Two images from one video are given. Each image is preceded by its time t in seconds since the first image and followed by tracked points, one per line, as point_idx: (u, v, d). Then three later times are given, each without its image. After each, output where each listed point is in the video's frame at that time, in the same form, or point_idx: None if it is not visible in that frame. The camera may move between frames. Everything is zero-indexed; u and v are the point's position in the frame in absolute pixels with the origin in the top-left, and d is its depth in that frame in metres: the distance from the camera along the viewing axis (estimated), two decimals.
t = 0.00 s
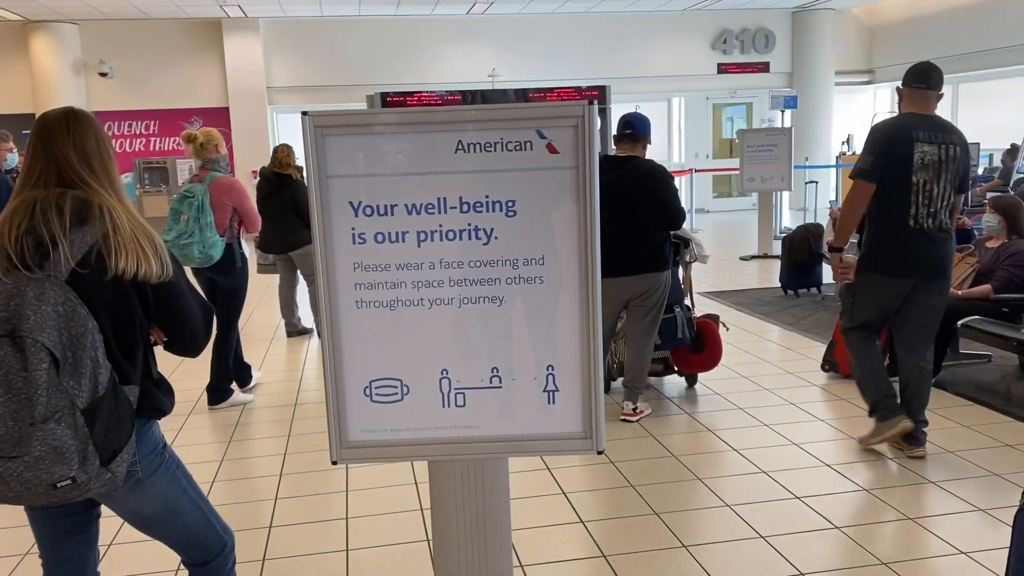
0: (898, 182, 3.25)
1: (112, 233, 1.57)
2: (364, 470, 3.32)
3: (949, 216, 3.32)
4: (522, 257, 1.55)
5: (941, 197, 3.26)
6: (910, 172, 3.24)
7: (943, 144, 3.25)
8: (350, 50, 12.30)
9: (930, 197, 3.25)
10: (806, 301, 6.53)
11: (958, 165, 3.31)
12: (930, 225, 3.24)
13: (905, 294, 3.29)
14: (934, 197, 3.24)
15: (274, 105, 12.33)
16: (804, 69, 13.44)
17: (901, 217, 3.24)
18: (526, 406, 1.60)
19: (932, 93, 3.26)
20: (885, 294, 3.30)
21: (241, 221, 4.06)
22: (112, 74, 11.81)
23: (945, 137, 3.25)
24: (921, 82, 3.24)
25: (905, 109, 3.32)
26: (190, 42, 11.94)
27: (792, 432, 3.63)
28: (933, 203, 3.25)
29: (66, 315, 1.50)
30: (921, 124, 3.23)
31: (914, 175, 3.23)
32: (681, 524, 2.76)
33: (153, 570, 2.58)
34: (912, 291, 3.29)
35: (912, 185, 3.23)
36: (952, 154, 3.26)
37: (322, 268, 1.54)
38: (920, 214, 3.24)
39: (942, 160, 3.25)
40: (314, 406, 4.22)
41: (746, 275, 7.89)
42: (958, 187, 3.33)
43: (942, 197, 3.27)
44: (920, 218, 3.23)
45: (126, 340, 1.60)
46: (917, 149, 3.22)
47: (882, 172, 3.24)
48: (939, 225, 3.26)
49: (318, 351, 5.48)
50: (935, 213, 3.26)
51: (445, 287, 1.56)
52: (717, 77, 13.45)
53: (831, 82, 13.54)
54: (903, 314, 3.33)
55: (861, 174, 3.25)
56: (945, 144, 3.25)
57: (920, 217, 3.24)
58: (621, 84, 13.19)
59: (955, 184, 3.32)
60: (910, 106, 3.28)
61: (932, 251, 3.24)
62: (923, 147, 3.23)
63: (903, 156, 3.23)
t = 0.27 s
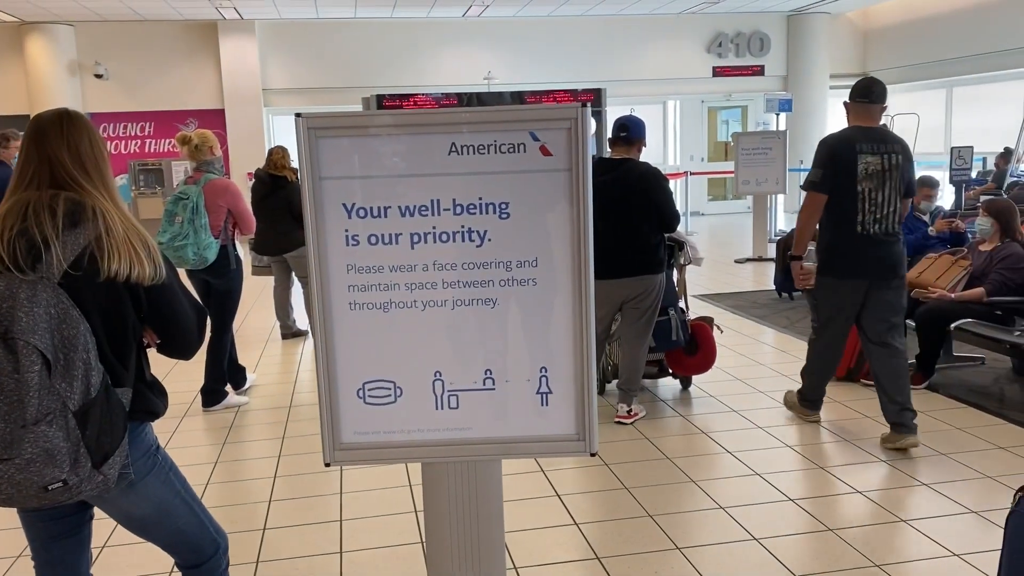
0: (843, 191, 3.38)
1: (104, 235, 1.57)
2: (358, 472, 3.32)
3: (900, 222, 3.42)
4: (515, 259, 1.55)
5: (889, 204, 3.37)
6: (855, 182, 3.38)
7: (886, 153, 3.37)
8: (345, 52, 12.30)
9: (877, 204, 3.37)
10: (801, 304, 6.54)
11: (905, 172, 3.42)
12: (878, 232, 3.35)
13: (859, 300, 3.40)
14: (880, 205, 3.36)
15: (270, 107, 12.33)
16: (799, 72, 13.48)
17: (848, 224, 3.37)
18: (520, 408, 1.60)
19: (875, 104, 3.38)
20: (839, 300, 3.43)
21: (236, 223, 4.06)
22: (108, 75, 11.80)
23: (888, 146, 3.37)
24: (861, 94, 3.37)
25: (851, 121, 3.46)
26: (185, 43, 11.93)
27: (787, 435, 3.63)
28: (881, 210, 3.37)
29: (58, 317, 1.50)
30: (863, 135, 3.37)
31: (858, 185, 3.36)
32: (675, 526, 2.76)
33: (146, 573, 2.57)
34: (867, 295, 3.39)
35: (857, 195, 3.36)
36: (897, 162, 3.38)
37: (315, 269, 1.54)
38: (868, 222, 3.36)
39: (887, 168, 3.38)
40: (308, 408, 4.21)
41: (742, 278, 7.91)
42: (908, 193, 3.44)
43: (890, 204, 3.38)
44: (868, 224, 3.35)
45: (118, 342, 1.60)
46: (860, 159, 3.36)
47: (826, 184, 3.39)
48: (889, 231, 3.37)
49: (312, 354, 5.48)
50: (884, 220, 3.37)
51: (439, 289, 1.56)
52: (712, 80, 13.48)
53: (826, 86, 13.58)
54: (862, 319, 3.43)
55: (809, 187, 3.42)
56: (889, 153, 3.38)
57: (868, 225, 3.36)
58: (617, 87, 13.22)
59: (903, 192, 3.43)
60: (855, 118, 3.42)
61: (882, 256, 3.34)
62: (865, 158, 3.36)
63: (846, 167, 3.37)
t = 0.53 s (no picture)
0: (808, 187, 3.70)
1: (111, 237, 1.57)
2: (363, 474, 3.33)
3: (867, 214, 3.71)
4: (520, 262, 1.55)
5: (852, 197, 3.67)
6: (819, 177, 3.69)
7: (848, 150, 3.67)
8: (350, 55, 12.32)
9: (841, 198, 3.67)
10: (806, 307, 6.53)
11: (871, 168, 3.71)
12: (842, 223, 3.66)
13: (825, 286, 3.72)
14: (844, 198, 3.66)
15: (275, 110, 12.35)
16: (804, 75, 13.47)
17: (812, 216, 3.69)
18: (524, 410, 1.60)
19: (841, 106, 3.70)
20: (808, 289, 3.73)
21: (241, 225, 4.07)
22: (114, 77, 11.84)
23: (850, 143, 3.67)
24: (826, 98, 3.70)
25: (821, 122, 3.79)
26: (191, 45, 11.97)
27: (791, 438, 3.63)
28: (845, 202, 3.67)
29: (63, 319, 1.50)
30: (825, 135, 3.68)
31: (821, 180, 3.68)
32: (679, 530, 2.75)
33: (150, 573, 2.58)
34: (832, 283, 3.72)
35: (821, 190, 3.68)
36: (860, 157, 3.67)
37: (321, 271, 1.55)
38: (831, 214, 3.66)
39: (850, 164, 3.68)
40: (312, 410, 4.22)
41: (746, 281, 7.90)
42: (874, 187, 3.72)
43: (854, 197, 3.68)
44: (830, 216, 3.66)
45: (123, 344, 1.60)
46: (822, 157, 3.67)
47: (791, 180, 3.72)
48: (852, 222, 3.67)
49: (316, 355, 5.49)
50: (849, 212, 3.67)
51: (443, 292, 1.56)
52: (717, 83, 13.46)
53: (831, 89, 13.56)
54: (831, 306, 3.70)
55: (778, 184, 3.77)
56: (852, 150, 3.68)
57: (831, 217, 3.66)
58: (622, 90, 13.22)
59: (869, 185, 3.72)
60: (822, 119, 3.74)
61: (844, 245, 3.66)
62: (829, 156, 3.67)
63: (810, 164, 3.69)
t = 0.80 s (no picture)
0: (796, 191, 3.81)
1: (123, 237, 1.58)
2: (372, 474, 3.33)
3: (853, 221, 3.77)
4: (529, 263, 1.55)
5: (838, 204, 3.74)
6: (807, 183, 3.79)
7: (837, 158, 3.75)
8: (361, 56, 12.36)
9: (826, 204, 3.76)
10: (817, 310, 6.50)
11: (859, 176, 3.77)
12: (824, 229, 3.74)
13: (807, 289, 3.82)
14: (828, 204, 3.74)
15: (287, 111, 12.40)
16: (815, 77, 13.41)
17: (797, 220, 3.79)
18: (534, 411, 1.60)
19: (839, 117, 3.78)
20: (793, 290, 3.83)
21: (252, 225, 4.09)
22: (126, 79, 11.91)
23: (840, 151, 3.74)
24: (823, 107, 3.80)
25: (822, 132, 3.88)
26: (202, 46, 12.02)
27: (801, 441, 3.62)
28: (829, 208, 3.76)
29: (76, 319, 1.51)
30: (816, 142, 3.77)
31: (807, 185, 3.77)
32: (688, 533, 2.75)
33: (161, 572, 2.59)
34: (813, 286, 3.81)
35: (808, 195, 3.78)
36: (849, 165, 3.73)
37: (332, 272, 1.55)
38: (815, 218, 3.76)
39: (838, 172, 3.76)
40: (322, 410, 4.23)
41: (757, 283, 7.87)
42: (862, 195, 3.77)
43: (839, 204, 3.75)
44: (814, 221, 3.75)
45: (135, 344, 1.61)
46: (810, 163, 3.77)
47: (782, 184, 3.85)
48: (835, 228, 3.74)
49: (326, 356, 5.50)
50: (833, 219, 3.75)
51: (453, 292, 1.57)
52: (728, 85, 13.46)
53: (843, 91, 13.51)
54: (817, 306, 3.76)
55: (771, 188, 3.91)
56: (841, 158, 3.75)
57: (815, 221, 3.76)
58: (632, 92, 13.20)
59: (857, 193, 3.78)
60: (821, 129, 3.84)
61: (825, 250, 3.75)
62: (817, 163, 3.77)
63: (799, 170, 3.80)
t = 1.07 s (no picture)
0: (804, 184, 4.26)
1: (140, 237, 1.59)
2: (386, 473, 3.34)
3: (856, 214, 4.19)
4: (543, 264, 1.55)
5: (839, 198, 4.17)
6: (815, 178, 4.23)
7: (843, 157, 4.16)
8: (376, 57, 12.40)
9: (830, 197, 4.20)
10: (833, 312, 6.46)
11: (866, 174, 4.16)
12: (827, 220, 4.19)
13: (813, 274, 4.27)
14: (831, 198, 4.18)
15: (302, 112, 12.46)
16: (832, 78, 13.33)
17: (802, 211, 4.26)
18: (548, 412, 1.60)
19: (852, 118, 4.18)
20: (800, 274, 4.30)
21: (268, 225, 4.11)
22: (144, 79, 12.00)
23: (847, 151, 4.15)
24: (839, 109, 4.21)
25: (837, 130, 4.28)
26: (219, 47, 12.09)
27: (816, 444, 3.59)
28: (831, 201, 4.20)
29: (93, 318, 1.53)
30: (826, 141, 4.20)
31: (814, 179, 4.21)
32: (702, 535, 2.73)
33: (175, 570, 2.61)
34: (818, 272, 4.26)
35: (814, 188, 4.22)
36: (854, 163, 4.14)
37: (347, 272, 1.56)
38: (819, 210, 4.22)
39: (844, 169, 4.17)
40: (336, 410, 4.25)
41: (772, 286, 7.83)
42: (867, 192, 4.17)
43: (842, 198, 4.18)
44: (816, 212, 4.22)
45: (152, 342, 1.62)
46: (817, 159, 4.21)
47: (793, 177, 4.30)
48: (838, 220, 4.18)
49: (340, 356, 5.52)
50: (836, 211, 4.19)
51: (467, 292, 1.57)
52: (744, 87, 13.41)
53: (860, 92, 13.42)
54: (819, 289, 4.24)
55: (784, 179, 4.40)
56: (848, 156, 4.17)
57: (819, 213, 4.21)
58: (648, 93, 13.16)
59: (862, 189, 4.18)
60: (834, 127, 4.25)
61: (828, 239, 4.20)
62: (825, 159, 4.20)
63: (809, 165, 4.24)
